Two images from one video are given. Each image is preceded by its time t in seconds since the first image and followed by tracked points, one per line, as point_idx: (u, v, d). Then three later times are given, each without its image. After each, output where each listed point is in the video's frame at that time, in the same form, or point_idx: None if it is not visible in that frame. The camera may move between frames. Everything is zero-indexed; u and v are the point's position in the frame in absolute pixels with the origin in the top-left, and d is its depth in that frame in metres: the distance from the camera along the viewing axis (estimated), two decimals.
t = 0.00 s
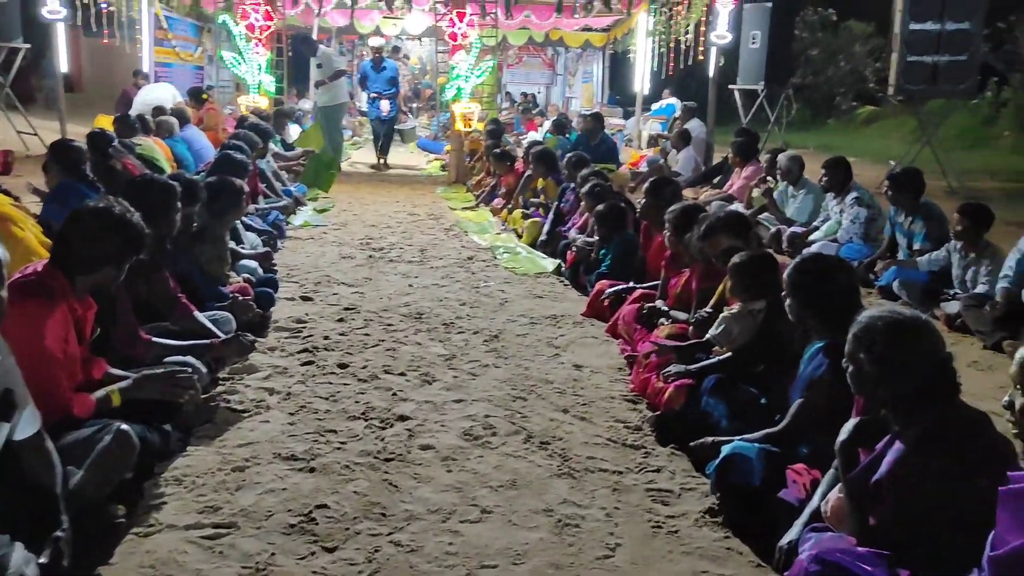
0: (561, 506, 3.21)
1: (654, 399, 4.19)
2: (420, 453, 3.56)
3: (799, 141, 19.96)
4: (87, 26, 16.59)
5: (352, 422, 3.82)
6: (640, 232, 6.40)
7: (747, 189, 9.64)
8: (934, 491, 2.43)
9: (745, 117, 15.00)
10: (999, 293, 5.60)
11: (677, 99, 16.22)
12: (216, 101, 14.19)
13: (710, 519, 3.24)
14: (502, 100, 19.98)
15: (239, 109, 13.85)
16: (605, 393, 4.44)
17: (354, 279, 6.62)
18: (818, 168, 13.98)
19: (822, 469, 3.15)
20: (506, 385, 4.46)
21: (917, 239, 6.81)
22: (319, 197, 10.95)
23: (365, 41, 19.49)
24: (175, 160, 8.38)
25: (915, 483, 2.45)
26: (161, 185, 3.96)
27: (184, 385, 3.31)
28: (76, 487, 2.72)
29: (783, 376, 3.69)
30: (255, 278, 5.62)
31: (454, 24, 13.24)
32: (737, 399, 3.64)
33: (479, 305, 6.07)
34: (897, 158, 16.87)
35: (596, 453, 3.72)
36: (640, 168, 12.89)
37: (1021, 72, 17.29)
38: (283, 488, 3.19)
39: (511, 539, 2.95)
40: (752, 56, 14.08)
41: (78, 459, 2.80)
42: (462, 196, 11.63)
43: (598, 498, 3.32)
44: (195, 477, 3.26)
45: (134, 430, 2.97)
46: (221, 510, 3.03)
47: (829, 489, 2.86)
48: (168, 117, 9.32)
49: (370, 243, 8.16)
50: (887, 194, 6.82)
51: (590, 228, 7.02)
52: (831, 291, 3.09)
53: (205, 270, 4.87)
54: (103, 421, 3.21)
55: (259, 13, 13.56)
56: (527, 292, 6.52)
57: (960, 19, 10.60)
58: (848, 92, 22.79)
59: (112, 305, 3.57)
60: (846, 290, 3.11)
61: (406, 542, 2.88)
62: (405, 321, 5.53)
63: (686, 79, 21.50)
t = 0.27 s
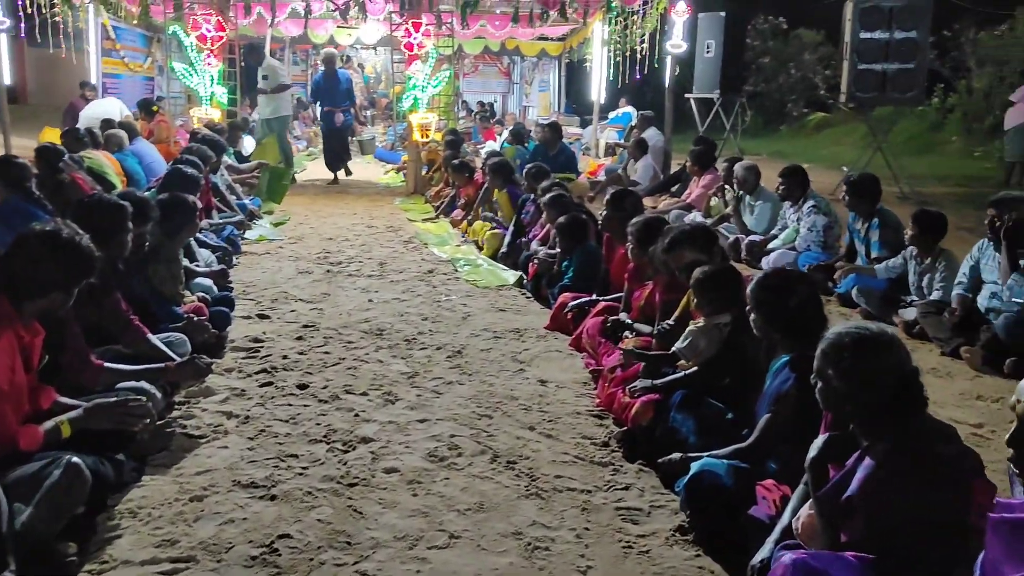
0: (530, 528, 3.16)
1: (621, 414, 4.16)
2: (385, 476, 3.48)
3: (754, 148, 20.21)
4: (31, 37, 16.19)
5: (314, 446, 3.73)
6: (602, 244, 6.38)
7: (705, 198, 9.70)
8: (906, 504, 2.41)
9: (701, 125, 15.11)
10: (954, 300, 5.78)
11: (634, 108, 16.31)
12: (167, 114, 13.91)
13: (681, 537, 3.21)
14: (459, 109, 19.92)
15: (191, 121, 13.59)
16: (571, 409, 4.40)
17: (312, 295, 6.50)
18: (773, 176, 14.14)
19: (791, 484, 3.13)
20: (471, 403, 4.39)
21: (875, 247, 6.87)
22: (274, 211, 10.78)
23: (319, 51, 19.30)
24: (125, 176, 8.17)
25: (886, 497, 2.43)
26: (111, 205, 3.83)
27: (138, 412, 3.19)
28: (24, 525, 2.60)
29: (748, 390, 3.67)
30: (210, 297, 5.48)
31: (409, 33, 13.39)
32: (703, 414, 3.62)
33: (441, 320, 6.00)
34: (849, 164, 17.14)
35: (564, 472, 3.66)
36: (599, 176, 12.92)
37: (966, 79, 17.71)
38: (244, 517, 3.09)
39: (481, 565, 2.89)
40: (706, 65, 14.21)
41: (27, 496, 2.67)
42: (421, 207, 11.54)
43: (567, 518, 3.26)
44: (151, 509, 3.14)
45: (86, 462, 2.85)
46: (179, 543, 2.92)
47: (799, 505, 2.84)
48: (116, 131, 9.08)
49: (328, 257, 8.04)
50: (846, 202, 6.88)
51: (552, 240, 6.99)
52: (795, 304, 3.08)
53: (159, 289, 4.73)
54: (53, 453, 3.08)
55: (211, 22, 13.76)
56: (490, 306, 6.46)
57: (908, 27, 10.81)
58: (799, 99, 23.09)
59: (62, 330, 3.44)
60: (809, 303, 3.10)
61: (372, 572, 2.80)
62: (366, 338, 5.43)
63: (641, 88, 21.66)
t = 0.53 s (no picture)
0: (490, 529, 3.13)
1: (578, 412, 4.16)
2: (341, 481, 3.42)
3: (700, 145, 20.43)
4: None
5: (267, 453, 3.65)
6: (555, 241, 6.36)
7: (655, 194, 9.78)
8: (863, 494, 2.42)
9: (648, 122, 15.23)
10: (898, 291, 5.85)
11: (582, 106, 16.37)
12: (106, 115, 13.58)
13: (640, 533, 3.21)
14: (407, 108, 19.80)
15: (131, 122, 13.28)
16: (528, 407, 4.38)
17: (261, 298, 6.39)
18: (719, 172, 14.29)
19: (747, 477, 3.15)
20: (427, 404, 4.35)
21: (821, 240, 6.98)
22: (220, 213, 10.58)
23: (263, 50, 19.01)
24: (64, 179, 7.94)
25: (843, 488, 2.44)
26: (50, 210, 3.70)
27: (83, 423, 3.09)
28: None
29: (702, 384, 3.68)
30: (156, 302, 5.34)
31: (356, 32, 13.20)
32: (659, 409, 3.63)
33: (394, 321, 5.93)
34: (793, 159, 17.43)
35: (522, 471, 3.64)
36: (548, 174, 12.94)
37: (903, 75, 18.13)
38: (197, 528, 3.01)
39: (441, 568, 2.85)
40: (653, 63, 14.33)
41: None
42: (371, 207, 11.43)
43: (527, 518, 3.25)
44: (98, 522, 3.05)
45: (29, 477, 2.74)
46: (129, 557, 2.83)
47: (757, 498, 2.86)
48: (54, 132, 8.83)
49: (276, 260, 7.89)
50: (794, 195, 6.98)
51: (504, 238, 6.96)
52: (746, 299, 3.10)
53: (102, 295, 4.59)
54: None
55: (151, 21, 13.43)
56: (443, 306, 6.41)
57: (846, 26, 10.97)
58: (742, 97, 23.29)
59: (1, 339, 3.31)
60: (759, 298, 3.11)
61: None
62: (318, 341, 5.35)
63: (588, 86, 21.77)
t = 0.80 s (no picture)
0: (404, 526, 3.10)
1: (492, 404, 4.15)
2: (250, 483, 3.33)
3: (610, 137, 20.70)
4: None
5: (171, 457, 3.53)
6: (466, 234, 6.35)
7: (566, 186, 9.85)
8: (768, 480, 2.49)
9: (559, 115, 15.34)
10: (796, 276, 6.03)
11: (492, 99, 16.38)
12: None
13: (555, 523, 3.22)
14: (315, 100, 19.45)
15: (21, 114, 12.66)
16: (442, 402, 4.35)
17: (164, 297, 6.17)
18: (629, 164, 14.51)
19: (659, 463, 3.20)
20: (338, 402, 4.27)
21: (727, 229, 7.14)
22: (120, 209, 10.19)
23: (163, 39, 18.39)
24: None
25: (748, 475, 2.50)
26: None
27: None
28: None
29: (613, 374, 3.73)
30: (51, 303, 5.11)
31: (258, 21, 12.93)
32: (572, 399, 3.65)
33: (304, 318, 5.82)
34: (699, 151, 17.82)
35: (436, 466, 3.62)
36: (460, 167, 12.90)
37: (802, 69, 18.73)
38: (96, 537, 2.89)
39: (355, 568, 2.81)
40: (562, 56, 14.44)
41: None
42: (279, 201, 11.19)
43: (442, 513, 3.22)
44: None
45: None
46: (22, 571, 2.69)
47: (667, 484, 2.92)
48: None
49: (179, 257, 7.65)
50: (702, 183, 7.12)
51: (416, 232, 6.91)
52: (654, 290, 3.14)
53: None
54: None
55: (39, 8, 12.70)
56: (354, 301, 6.32)
57: (749, 21, 11.33)
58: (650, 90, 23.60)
59: None
60: (667, 288, 3.17)
61: None
62: (224, 340, 5.20)
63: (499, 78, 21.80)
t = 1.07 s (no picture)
0: (312, 526, 3.04)
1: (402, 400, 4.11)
2: (149, 488, 3.23)
3: (522, 131, 20.78)
4: None
5: (64, 464, 3.38)
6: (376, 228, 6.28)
7: (478, 180, 9.85)
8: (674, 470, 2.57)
9: (469, 108, 15.32)
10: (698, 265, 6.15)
11: (402, 92, 16.25)
12: None
13: (466, 517, 3.21)
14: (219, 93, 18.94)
15: None
16: (351, 399, 4.29)
17: (57, 297, 5.91)
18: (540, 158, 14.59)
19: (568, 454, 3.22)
20: (244, 402, 4.17)
21: (635, 221, 7.24)
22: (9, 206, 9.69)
23: (54, 28, 17.60)
24: None
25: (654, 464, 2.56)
26: None
27: None
28: None
29: (522, 367, 3.74)
30: None
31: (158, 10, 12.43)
32: (483, 393, 3.65)
33: (208, 317, 5.65)
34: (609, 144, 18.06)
35: (345, 464, 3.57)
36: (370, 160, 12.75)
37: (707, 65, 19.18)
38: None
39: (261, 571, 2.74)
40: (472, 50, 14.43)
41: None
42: (181, 196, 10.85)
43: (351, 512, 3.18)
44: None
45: None
46: None
47: (576, 473, 2.93)
48: None
49: (73, 255, 7.33)
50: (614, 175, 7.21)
51: (324, 227, 6.80)
52: (561, 283, 3.16)
53: None
54: None
55: None
56: (260, 298, 6.18)
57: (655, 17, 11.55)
58: (561, 84, 23.87)
59: None
60: (574, 282, 3.17)
61: None
62: (123, 341, 5.01)
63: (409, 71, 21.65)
